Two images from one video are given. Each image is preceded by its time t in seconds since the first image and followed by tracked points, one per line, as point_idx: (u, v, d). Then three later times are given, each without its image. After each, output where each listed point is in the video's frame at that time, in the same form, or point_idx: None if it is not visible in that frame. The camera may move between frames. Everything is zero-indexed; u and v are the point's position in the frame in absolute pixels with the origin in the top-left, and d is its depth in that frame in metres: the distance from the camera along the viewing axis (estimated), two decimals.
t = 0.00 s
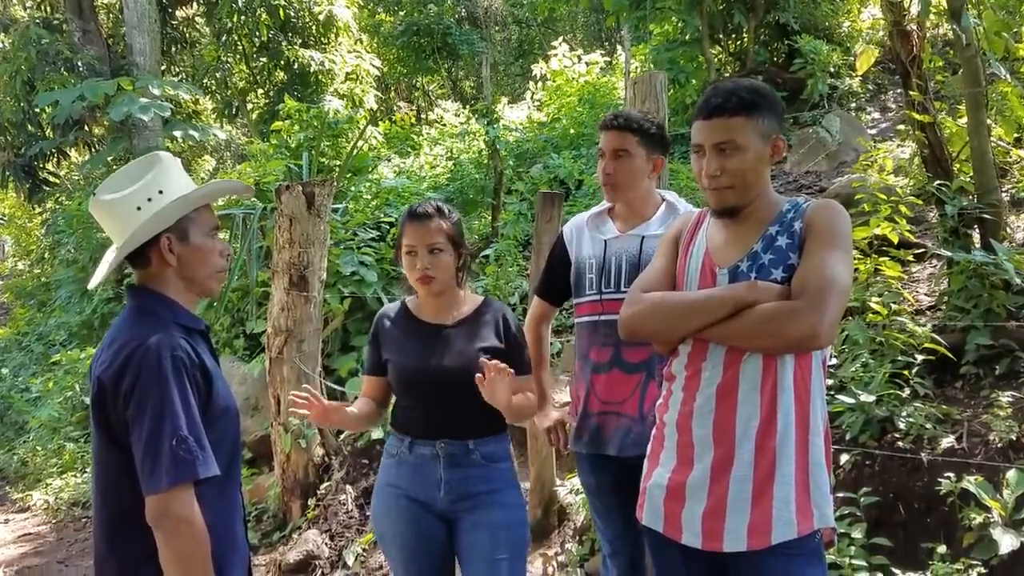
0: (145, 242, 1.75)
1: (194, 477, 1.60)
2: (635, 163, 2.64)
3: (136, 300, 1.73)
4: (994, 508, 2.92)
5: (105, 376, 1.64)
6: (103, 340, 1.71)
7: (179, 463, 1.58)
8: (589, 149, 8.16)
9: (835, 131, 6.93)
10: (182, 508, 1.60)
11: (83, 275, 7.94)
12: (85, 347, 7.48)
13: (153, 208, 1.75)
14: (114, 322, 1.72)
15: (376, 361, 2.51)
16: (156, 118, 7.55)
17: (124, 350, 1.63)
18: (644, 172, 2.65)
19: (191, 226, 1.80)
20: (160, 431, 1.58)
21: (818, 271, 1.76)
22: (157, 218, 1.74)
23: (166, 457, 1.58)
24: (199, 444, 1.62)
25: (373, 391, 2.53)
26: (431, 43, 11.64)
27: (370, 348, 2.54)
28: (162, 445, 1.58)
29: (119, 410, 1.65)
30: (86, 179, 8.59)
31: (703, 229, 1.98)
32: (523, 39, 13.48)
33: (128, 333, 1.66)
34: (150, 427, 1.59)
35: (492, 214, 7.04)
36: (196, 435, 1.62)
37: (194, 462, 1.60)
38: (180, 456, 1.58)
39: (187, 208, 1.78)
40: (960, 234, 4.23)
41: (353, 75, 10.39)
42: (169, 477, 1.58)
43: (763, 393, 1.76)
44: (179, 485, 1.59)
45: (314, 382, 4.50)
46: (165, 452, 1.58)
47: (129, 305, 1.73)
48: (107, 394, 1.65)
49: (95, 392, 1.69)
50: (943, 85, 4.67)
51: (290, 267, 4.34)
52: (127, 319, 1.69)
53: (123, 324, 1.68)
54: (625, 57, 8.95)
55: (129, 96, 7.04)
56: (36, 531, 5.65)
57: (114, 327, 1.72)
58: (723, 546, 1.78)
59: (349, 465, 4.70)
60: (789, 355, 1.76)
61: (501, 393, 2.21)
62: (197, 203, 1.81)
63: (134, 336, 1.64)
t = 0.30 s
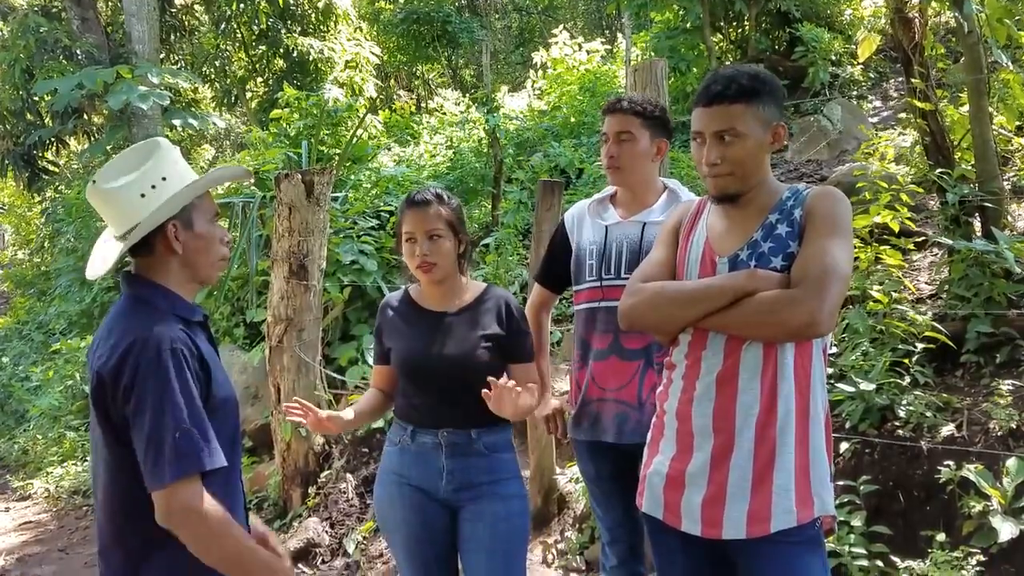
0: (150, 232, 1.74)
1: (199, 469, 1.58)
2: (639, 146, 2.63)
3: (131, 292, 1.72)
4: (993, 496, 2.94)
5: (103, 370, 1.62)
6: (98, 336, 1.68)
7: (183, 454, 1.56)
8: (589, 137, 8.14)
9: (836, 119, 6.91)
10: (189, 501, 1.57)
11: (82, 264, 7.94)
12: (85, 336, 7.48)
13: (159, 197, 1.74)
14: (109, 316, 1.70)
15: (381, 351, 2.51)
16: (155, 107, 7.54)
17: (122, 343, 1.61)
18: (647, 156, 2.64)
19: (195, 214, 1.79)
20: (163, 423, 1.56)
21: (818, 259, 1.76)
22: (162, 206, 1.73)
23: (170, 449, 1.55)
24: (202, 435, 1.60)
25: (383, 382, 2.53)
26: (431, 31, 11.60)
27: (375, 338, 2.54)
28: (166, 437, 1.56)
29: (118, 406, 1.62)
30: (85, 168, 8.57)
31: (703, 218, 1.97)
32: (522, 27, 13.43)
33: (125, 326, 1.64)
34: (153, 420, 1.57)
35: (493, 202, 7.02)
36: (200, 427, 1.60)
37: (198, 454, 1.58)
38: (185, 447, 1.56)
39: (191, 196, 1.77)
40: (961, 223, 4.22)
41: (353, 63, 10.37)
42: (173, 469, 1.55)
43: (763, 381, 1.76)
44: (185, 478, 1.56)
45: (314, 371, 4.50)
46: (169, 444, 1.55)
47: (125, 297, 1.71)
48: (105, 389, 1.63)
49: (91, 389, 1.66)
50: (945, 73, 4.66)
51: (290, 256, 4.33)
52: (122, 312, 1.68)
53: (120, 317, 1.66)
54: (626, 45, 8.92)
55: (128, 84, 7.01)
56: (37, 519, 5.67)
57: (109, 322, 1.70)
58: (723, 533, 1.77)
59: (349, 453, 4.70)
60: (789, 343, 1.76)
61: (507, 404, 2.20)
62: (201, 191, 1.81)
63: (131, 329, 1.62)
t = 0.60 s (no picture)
0: (149, 236, 1.73)
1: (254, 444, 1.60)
2: (640, 138, 2.62)
3: (121, 293, 1.70)
4: (993, 487, 2.95)
5: (114, 377, 1.61)
6: (96, 343, 1.66)
7: (223, 438, 1.57)
8: (590, 128, 8.12)
9: (837, 110, 6.91)
10: (252, 469, 1.58)
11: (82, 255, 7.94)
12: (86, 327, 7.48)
13: (166, 206, 1.72)
14: (102, 321, 1.68)
15: (384, 342, 2.47)
16: (156, 98, 7.52)
17: (129, 346, 1.60)
18: (649, 147, 2.64)
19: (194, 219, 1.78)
20: (194, 414, 1.57)
21: (819, 253, 1.76)
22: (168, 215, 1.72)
23: (208, 437, 1.57)
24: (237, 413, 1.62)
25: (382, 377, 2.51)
26: (431, 21, 11.56)
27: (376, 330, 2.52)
28: (202, 427, 1.57)
29: (138, 409, 1.62)
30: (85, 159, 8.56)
31: (705, 211, 1.97)
32: (522, 17, 13.40)
33: (125, 329, 1.62)
34: (185, 413, 1.58)
35: (493, 193, 7.02)
36: (232, 408, 1.61)
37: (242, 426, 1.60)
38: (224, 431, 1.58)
39: (197, 204, 1.76)
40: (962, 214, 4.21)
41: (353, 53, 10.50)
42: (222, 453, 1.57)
43: (764, 375, 1.76)
44: (236, 458, 1.58)
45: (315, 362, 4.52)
46: (208, 432, 1.57)
47: (117, 302, 1.69)
48: (119, 394, 1.62)
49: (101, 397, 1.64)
50: (947, 63, 4.64)
51: (291, 247, 4.33)
52: (116, 316, 1.65)
53: (117, 321, 1.64)
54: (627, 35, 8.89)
55: (128, 75, 6.99)
56: (40, 510, 5.68)
57: (103, 327, 1.68)
58: (724, 525, 1.78)
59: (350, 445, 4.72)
60: (790, 336, 1.76)
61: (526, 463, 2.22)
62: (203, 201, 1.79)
63: (134, 330, 1.61)
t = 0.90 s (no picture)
0: (145, 229, 1.72)
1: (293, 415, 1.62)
2: (640, 133, 2.62)
3: (130, 293, 1.70)
4: (995, 483, 2.95)
5: (138, 374, 1.60)
6: (112, 343, 1.65)
7: (259, 417, 1.59)
8: (591, 123, 8.12)
9: (840, 104, 6.91)
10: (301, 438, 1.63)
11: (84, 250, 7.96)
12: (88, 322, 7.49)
13: (151, 196, 1.71)
14: (115, 322, 1.67)
15: (387, 339, 2.44)
16: (157, 92, 7.52)
17: (151, 341, 1.60)
18: (650, 143, 2.63)
19: (185, 206, 1.77)
20: (226, 399, 1.58)
21: (823, 248, 1.76)
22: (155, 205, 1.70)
23: (243, 419, 1.58)
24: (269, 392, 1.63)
25: (385, 377, 2.47)
26: (432, 15, 11.54)
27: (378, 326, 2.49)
28: (235, 409, 1.58)
29: (163, 403, 1.62)
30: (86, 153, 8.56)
31: (708, 207, 1.96)
32: (524, 11, 13.38)
33: (144, 325, 1.62)
34: (216, 397, 1.58)
35: (495, 188, 7.01)
36: (260, 386, 1.63)
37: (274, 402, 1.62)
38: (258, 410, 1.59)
39: (181, 190, 1.75)
40: (965, 209, 4.20)
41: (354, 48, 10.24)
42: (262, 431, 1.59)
43: (767, 370, 1.76)
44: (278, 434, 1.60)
45: (317, 357, 4.53)
46: (243, 414, 1.58)
47: (127, 302, 1.68)
48: (143, 389, 1.61)
49: (122, 396, 1.63)
50: (949, 57, 4.63)
51: (292, 242, 4.33)
52: (131, 314, 1.65)
53: (133, 318, 1.64)
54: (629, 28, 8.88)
55: (129, 69, 6.99)
56: (42, 504, 5.69)
57: (117, 327, 1.67)
58: (726, 521, 1.79)
59: (353, 439, 4.72)
60: (792, 332, 1.76)
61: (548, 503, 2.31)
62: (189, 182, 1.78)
63: (153, 326, 1.61)
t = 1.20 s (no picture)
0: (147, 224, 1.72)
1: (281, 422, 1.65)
2: (637, 130, 2.62)
3: (132, 291, 1.71)
4: (995, 481, 2.96)
5: (139, 375, 1.61)
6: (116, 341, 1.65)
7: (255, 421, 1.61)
8: (592, 121, 8.12)
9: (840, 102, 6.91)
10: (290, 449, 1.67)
11: (85, 248, 7.97)
12: (89, 320, 7.49)
13: (147, 193, 1.71)
14: (120, 321, 1.68)
15: (386, 337, 2.44)
16: (157, 90, 7.52)
17: (152, 341, 1.60)
18: (648, 140, 2.64)
19: (188, 200, 1.77)
20: (223, 401, 1.60)
21: (823, 248, 1.76)
22: (154, 199, 1.70)
23: (240, 422, 1.60)
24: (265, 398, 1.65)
25: (381, 377, 2.46)
26: (432, 12, 11.56)
27: (378, 326, 2.47)
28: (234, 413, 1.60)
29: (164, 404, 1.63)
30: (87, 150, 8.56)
31: (708, 206, 1.96)
32: (525, 8, 13.36)
33: (146, 325, 1.62)
34: (214, 399, 1.60)
35: (495, 185, 7.01)
36: (258, 390, 1.64)
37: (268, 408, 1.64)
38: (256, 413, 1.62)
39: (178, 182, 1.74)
40: (965, 207, 4.20)
41: (354, 44, 10.30)
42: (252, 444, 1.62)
43: (765, 369, 1.77)
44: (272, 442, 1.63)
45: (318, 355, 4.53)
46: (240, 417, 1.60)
47: (131, 302, 1.68)
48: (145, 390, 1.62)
49: (124, 396, 1.64)
50: (950, 55, 4.63)
51: (293, 240, 4.34)
52: (134, 314, 1.65)
53: (136, 318, 1.65)
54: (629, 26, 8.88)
55: (130, 67, 6.99)
56: (44, 502, 5.71)
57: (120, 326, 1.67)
58: (725, 520, 1.79)
59: (354, 437, 4.72)
60: (791, 332, 1.76)
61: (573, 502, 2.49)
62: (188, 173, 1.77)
63: (154, 326, 1.62)
